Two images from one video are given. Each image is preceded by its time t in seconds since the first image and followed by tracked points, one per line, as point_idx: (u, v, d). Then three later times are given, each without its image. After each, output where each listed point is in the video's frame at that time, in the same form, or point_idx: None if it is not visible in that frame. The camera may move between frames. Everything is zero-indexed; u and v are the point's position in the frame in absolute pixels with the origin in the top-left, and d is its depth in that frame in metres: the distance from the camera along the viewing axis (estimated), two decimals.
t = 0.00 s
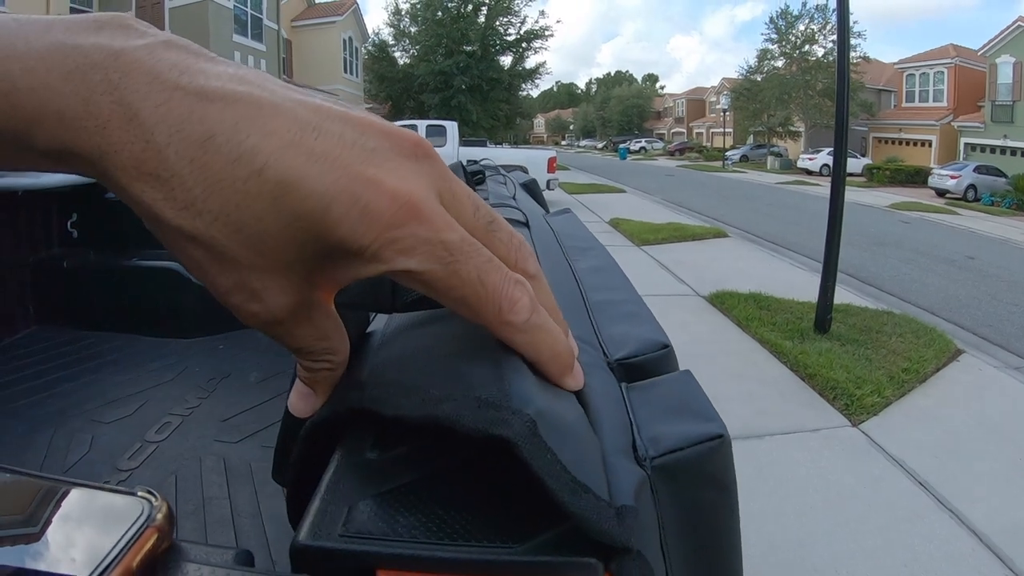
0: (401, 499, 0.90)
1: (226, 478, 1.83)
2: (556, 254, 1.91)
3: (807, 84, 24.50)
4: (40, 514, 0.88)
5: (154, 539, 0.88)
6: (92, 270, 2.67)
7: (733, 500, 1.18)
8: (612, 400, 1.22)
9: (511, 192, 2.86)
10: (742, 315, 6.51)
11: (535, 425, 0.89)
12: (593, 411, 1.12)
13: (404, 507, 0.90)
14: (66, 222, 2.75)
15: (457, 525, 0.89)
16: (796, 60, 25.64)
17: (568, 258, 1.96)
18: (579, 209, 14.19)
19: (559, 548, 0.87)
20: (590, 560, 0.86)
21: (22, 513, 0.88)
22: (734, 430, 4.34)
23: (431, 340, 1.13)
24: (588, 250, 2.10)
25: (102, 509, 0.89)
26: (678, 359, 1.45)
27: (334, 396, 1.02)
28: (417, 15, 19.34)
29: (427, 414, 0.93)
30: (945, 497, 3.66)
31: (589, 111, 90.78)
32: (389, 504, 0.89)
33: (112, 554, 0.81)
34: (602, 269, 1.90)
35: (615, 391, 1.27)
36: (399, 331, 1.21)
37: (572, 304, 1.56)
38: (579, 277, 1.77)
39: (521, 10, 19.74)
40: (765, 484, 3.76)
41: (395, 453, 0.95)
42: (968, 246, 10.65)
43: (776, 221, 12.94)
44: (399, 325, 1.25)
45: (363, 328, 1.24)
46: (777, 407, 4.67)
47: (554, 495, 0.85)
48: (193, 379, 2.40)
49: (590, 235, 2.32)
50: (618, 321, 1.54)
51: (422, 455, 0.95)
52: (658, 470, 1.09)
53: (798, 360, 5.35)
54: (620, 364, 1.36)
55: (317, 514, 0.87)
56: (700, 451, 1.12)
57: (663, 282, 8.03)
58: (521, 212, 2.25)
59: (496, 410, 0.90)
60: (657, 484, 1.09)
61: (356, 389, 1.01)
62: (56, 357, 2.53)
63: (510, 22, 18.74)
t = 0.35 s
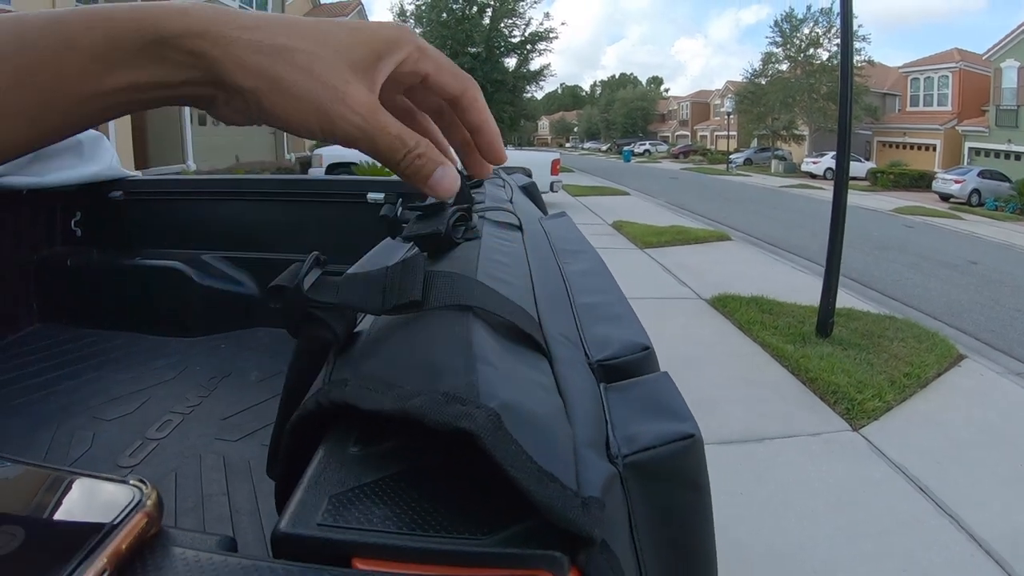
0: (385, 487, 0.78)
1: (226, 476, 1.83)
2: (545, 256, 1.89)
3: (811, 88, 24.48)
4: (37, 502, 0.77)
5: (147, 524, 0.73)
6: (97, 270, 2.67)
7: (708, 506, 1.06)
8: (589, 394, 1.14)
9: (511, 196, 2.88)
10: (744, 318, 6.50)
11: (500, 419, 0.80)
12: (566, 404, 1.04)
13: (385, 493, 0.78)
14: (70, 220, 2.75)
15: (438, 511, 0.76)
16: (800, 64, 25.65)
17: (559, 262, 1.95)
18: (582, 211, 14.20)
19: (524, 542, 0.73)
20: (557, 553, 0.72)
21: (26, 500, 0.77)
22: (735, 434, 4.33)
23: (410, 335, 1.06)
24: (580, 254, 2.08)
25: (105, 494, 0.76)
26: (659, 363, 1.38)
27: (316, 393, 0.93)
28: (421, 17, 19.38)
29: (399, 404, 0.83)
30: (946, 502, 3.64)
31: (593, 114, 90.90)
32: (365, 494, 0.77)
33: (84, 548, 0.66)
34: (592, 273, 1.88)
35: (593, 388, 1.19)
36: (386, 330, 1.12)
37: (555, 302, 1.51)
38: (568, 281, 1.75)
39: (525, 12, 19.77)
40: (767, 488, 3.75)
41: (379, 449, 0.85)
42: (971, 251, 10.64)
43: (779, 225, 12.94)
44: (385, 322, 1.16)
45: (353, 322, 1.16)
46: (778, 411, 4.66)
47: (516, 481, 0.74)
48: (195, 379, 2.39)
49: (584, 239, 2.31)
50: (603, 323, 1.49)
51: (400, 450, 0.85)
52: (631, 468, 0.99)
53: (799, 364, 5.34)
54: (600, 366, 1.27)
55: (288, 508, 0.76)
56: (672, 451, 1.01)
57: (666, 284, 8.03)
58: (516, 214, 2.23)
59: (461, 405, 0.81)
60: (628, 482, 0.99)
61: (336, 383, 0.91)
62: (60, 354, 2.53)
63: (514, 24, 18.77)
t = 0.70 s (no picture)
0: (360, 471, 0.79)
1: (235, 467, 1.85)
2: (549, 250, 1.91)
3: (833, 91, 24.27)
4: (35, 479, 0.88)
5: (123, 498, 0.84)
6: (113, 267, 2.70)
7: (693, 502, 1.06)
8: (576, 389, 1.13)
9: (522, 193, 2.91)
10: (762, 321, 6.46)
11: (466, 404, 0.80)
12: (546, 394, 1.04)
13: (360, 476, 0.79)
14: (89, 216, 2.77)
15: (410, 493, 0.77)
16: (823, 66, 25.44)
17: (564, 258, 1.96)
18: (601, 212, 14.18)
19: (497, 530, 0.74)
20: (525, 543, 0.74)
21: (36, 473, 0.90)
22: (749, 437, 4.31)
23: (400, 321, 1.08)
24: (585, 250, 2.09)
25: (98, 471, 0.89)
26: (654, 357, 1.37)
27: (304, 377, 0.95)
28: (442, 16, 19.45)
29: (370, 388, 0.84)
30: (961, 511, 3.60)
31: (614, 115, 90.71)
32: (337, 477, 0.78)
33: (60, 516, 0.78)
34: (597, 270, 1.88)
35: (580, 382, 1.19)
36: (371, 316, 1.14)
37: (553, 295, 1.51)
38: (569, 276, 1.76)
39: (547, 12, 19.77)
40: (780, 493, 3.73)
41: (357, 435, 0.85)
42: (994, 256, 10.50)
43: (798, 228, 12.86)
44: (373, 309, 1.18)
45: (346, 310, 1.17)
46: (794, 415, 4.62)
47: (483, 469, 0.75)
48: (209, 372, 2.42)
49: (591, 236, 2.32)
50: (599, 317, 1.50)
51: (373, 435, 0.85)
52: (611, 462, 0.99)
53: (816, 369, 5.29)
54: (592, 359, 1.27)
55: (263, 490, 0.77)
56: (655, 445, 1.02)
57: (683, 286, 8.00)
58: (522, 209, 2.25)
59: (426, 389, 0.82)
60: (608, 476, 0.99)
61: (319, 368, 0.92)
62: (76, 347, 2.56)
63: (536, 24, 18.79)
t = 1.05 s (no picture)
0: (281, 452, 0.80)
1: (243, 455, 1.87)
2: (539, 238, 1.96)
3: (862, 90, 24.00)
4: None
5: (37, 464, 0.80)
6: (133, 254, 2.78)
7: (652, 496, 1.02)
8: (531, 381, 1.12)
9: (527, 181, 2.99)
10: (785, 322, 6.39)
11: (369, 379, 0.78)
12: (486, 379, 1.03)
13: (276, 458, 0.79)
14: (111, 204, 2.86)
15: (326, 480, 0.77)
16: (852, 65, 25.15)
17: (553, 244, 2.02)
18: (625, 209, 14.14)
19: (405, 523, 0.72)
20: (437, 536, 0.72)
21: None
22: (768, 440, 4.27)
23: (348, 296, 1.11)
24: (578, 237, 2.14)
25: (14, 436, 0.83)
26: (628, 342, 1.38)
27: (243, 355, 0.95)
28: (469, 12, 19.52)
29: (290, 362, 0.83)
30: (983, 520, 3.54)
31: (642, 112, 90.31)
32: (255, 457, 0.78)
33: None
34: (584, 255, 1.93)
35: (540, 370, 1.19)
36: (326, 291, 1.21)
37: (530, 280, 1.57)
38: (555, 263, 1.81)
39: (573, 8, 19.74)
40: (799, 497, 3.69)
41: (289, 416, 0.86)
42: None
43: (823, 228, 12.73)
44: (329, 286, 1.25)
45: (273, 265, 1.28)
46: (814, 418, 4.58)
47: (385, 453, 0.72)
48: (220, 362, 2.44)
49: (586, 222, 2.39)
50: (577, 301, 1.53)
51: (301, 419, 0.86)
52: (554, 454, 0.95)
53: (839, 372, 5.23)
54: (559, 344, 1.30)
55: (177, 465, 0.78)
56: (605, 437, 0.96)
57: (705, 285, 7.95)
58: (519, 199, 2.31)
59: (334, 363, 0.80)
60: (552, 468, 0.95)
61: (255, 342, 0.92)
62: (94, 334, 2.61)
63: (562, 20, 18.79)
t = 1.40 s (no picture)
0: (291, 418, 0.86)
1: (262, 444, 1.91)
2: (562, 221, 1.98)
3: (892, 89, 23.71)
4: None
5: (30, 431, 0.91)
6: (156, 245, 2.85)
7: (677, 478, 1.01)
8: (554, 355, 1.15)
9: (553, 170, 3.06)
10: (812, 323, 6.34)
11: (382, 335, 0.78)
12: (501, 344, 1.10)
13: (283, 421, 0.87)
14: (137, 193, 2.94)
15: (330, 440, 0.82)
16: (882, 63, 24.85)
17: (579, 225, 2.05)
18: (651, 207, 14.10)
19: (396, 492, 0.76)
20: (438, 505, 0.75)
21: None
22: (792, 441, 4.25)
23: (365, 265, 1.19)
24: (603, 219, 2.15)
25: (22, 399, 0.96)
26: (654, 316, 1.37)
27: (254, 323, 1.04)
28: (496, 9, 19.58)
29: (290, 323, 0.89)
30: (1009, 528, 3.49)
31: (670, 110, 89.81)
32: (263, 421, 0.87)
33: None
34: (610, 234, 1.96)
35: (562, 345, 1.20)
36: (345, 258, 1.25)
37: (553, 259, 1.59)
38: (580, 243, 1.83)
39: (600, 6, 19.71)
40: (821, 500, 3.66)
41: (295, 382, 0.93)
42: None
43: (851, 229, 12.59)
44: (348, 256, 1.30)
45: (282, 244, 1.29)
46: (839, 420, 4.54)
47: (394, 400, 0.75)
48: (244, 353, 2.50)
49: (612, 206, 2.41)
50: (601, 279, 1.53)
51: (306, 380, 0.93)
52: (575, 427, 0.97)
53: (865, 374, 5.17)
54: (581, 321, 1.32)
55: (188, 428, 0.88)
56: (628, 408, 0.96)
57: (730, 284, 7.89)
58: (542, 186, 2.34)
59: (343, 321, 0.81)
60: (573, 441, 0.98)
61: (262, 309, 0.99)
62: (120, 323, 2.69)
63: (589, 18, 18.74)
